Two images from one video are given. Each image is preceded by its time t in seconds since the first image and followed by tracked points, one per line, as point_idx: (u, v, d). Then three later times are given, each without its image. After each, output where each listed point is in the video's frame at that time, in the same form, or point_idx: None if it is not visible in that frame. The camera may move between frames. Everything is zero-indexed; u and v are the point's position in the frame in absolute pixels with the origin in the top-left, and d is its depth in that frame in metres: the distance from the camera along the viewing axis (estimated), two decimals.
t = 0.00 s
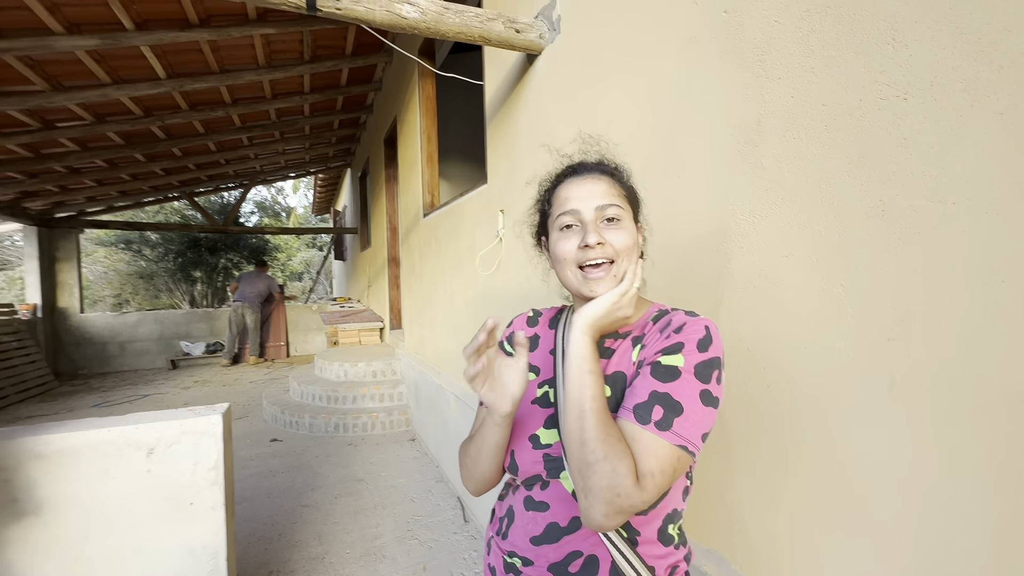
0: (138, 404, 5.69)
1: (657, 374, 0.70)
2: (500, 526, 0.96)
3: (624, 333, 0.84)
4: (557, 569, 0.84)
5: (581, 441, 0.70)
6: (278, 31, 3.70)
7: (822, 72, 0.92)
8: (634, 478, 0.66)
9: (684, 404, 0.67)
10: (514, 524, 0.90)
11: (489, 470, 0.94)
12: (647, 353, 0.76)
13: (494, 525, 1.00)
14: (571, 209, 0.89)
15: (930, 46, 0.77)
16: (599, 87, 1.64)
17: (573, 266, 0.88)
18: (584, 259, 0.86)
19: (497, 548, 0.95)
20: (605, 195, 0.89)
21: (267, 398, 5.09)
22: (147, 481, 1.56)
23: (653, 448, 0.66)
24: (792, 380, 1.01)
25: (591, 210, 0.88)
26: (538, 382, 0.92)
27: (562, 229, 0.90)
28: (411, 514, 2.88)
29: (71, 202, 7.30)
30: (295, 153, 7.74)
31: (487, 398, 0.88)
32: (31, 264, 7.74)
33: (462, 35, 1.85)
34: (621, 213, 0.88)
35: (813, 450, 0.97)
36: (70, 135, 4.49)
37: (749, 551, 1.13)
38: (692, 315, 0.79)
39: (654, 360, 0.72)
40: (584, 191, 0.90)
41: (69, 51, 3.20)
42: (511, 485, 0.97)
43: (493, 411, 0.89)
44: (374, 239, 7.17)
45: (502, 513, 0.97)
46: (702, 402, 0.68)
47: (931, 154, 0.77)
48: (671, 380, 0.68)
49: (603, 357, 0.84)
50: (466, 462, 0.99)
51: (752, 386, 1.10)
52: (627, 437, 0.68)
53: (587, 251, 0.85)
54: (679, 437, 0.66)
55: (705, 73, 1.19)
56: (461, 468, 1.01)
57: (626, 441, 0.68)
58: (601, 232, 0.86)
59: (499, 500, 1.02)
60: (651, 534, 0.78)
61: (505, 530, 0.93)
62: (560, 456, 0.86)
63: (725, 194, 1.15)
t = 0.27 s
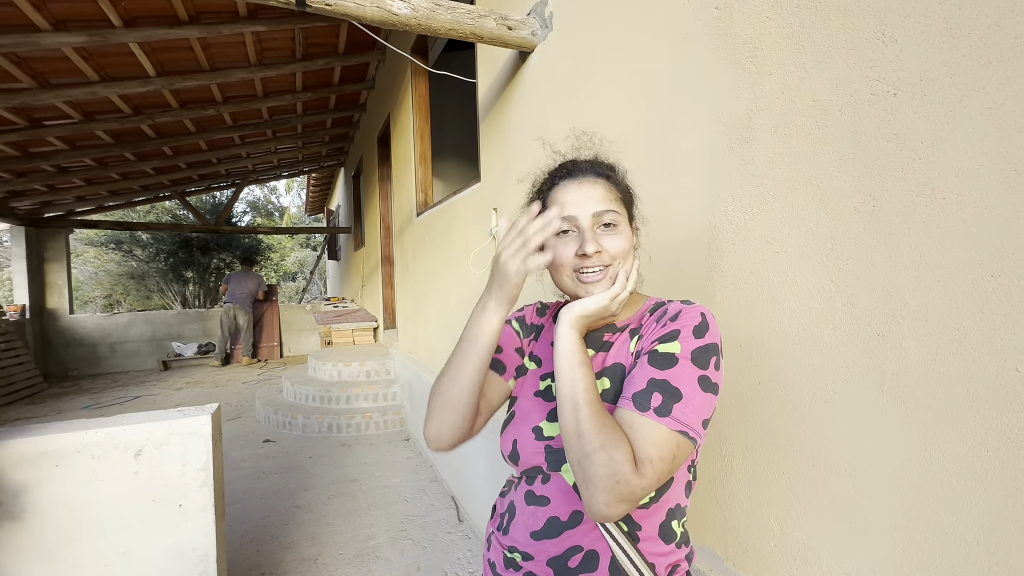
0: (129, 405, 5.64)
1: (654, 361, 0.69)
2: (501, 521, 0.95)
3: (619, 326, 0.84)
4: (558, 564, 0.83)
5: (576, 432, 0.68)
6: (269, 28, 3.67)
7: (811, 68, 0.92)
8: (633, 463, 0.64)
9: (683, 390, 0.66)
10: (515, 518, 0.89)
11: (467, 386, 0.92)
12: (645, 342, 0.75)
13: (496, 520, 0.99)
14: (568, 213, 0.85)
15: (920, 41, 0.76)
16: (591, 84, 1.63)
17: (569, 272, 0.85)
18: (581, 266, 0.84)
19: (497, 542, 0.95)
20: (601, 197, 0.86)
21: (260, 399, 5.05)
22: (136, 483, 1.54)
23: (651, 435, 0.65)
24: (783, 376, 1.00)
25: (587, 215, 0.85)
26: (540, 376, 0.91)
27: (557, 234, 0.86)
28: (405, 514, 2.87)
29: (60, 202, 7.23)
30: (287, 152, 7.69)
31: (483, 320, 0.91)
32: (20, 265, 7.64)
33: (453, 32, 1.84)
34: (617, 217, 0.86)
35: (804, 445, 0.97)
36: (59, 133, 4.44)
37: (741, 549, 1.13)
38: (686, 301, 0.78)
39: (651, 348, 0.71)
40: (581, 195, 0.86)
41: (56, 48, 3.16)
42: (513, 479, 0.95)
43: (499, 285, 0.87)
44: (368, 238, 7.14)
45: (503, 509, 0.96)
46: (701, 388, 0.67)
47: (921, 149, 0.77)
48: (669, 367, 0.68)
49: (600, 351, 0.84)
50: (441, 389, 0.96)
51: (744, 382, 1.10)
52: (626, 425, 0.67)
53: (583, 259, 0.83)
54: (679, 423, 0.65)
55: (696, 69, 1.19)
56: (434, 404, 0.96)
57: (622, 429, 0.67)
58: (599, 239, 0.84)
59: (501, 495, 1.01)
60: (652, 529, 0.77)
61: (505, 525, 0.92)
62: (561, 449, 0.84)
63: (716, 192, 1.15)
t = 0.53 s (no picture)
0: (125, 407, 5.62)
1: (655, 362, 0.69)
2: (503, 517, 0.95)
3: (623, 326, 0.84)
4: (558, 561, 0.83)
5: (579, 433, 0.68)
6: (264, 28, 3.66)
7: (805, 68, 0.93)
8: (634, 464, 0.65)
9: (684, 391, 0.66)
10: (517, 515, 0.89)
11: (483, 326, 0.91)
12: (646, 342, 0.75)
13: (498, 516, 0.99)
14: (570, 219, 0.85)
15: (911, 41, 0.77)
16: (587, 84, 1.63)
17: (574, 278, 0.85)
18: (586, 272, 0.84)
19: (499, 539, 0.95)
20: (601, 201, 0.85)
21: (256, 400, 5.04)
22: (131, 484, 1.54)
23: (652, 436, 0.65)
24: (779, 374, 1.01)
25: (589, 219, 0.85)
26: (544, 370, 0.92)
27: (561, 241, 0.86)
28: (403, 514, 2.87)
29: (55, 203, 7.19)
30: (283, 152, 7.67)
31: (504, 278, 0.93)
32: (14, 266, 7.60)
33: (449, 32, 1.84)
34: (618, 221, 0.86)
35: (800, 443, 0.97)
36: (52, 134, 4.41)
37: (737, 547, 1.13)
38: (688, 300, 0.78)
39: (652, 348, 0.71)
40: (580, 199, 0.85)
41: (50, 48, 3.14)
42: (517, 475, 0.95)
43: (526, 235, 0.88)
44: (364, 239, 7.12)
45: (506, 505, 0.96)
46: (702, 388, 0.67)
47: (913, 148, 0.77)
48: (669, 368, 0.68)
49: (603, 351, 0.84)
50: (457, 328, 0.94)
51: (740, 380, 1.10)
52: (628, 426, 0.67)
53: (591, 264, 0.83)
54: (680, 424, 0.65)
55: (690, 68, 1.19)
56: (444, 350, 0.94)
57: (624, 429, 0.67)
58: (602, 243, 0.83)
59: (504, 491, 1.01)
60: (653, 528, 0.77)
61: (508, 521, 0.92)
62: (564, 447, 0.84)
63: (711, 191, 1.15)
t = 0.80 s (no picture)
0: (122, 409, 5.61)
1: (655, 362, 0.69)
2: (505, 516, 0.95)
3: (623, 325, 0.85)
4: (559, 560, 0.83)
5: (577, 432, 0.69)
6: (260, 28, 3.65)
7: (802, 66, 0.93)
8: (631, 463, 0.65)
9: (683, 391, 0.66)
10: (519, 513, 0.89)
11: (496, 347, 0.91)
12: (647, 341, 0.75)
13: (501, 513, 0.99)
14: (569, 208, 0.86)
15: (907, 39, 0.77)
16: (584, 83, 1.63)
17: (572, 267, 0.85)
18: (583, 261, 0.83)
19: (501, 536, 0.95)
20: (602, 192, 0.86)
21: (254, 401, 5.03)
22: (130, 486, 1.53)
23: (650, 436, 0.65)
24: (777, 372, 1.01)
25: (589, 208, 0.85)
26: (545, 370, 0.92)
27: (560, 230, 0.86)
28: (402, 514, 2.87)
29: (50, 204, 7.16)
30: (280, 153, 7.65)
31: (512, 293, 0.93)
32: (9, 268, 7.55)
33: (446, 31, 1.84)
34: (619, 212, 0.86)
35: (798, 440, 0.98)
36: (47, 135, 4.39)
37: (738, 545, 1.13)
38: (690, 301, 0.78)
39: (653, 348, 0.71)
40: (582, 190, 0.86)
41: (44, 48, 3.12)
42: (518, 474, 0.96)
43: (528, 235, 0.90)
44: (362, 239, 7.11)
45: (508, 503, 0.96)
46: (701, 389, 0.68)
47: (909, 146, 0.78)
48: (669, 368, 0.68)
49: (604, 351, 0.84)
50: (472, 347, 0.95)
51: (738, 378, 1.11)
52: (626, 426, 0.67)
53: (587, 254, 0.83)
54: (679, 425, 0.65)
55: (688, 67, 1.20)
56: (459, 370, 0.95)
57: (622, 429, 0.67)
58: (601, 232, 0.83)
59: (507, 489, 1.01)
60: (654, 527, 0.78)
61: (510, 519, 0.92)
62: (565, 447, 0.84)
63: (708, 190, 1.15)
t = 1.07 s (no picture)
0: (120, 411, 5.59)
1: (646, 362, 0.69)
2: (505, 517, 0.96)
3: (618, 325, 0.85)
4: (559, 562, 0.83)
5: (569, 433, 0.70)
6: (256, 28, 3.64)
7: (799, 64, 0.93)
8: (621, 465, 0.66)
9: (674, 391, 0.66)
10: (519, 515, 0.90)
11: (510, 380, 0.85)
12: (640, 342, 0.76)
13: (501, 515, 0.99)
14: (590, 205, 0.83)
15: (904, 37, 0.77)
16: (582, 82, 1.63)
17: (578, 265, 0.84)
18: (591, 263, 0.82)
19: (502, 539, 0.95)
20: (626, 196, 0.83)
21: (253, 402, 5.02)
22: (128, 488, 1.53)
23: (641, 437, 0.65)
24: (776, 370, 1.01)
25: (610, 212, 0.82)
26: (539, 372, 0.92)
27: (576, 224, 0.84)
28: (402, 514, 2.87)
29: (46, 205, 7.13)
30: (277, 153, 7.64)
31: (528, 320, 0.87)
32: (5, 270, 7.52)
33: (443, 31, 1.83)
34: (636, 220, 0.84)
35: (797, 437, 0.98)
36: (43, 136, 4.38)
37: (738, 543, 1.13)
38: (684, 300, 0.78)
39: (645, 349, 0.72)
40: (608, 189, 0.83)
41: (39, 49, 3.11)
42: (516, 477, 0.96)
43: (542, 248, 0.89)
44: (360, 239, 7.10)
45: (508, 505, 0.97)
46: (694, 389, 0.67)
47: (906, 143, 0.78)
48: (661, 368, 0.68)
49: (597, 351, 0.84)
50: (485, 378, 0.89)
51: (736, 376, 1.11)
52: (618, 427, 0.68)
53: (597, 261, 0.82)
54: (670, 425, 0.65)
55: (685, 65, 1.20)
56: (470, 403, 0.89)
57: (613, 430, 0.68)
58: (616, 239, 0.82)
59: (506, 491, 1.02)
60: (652, 526, 0.78)
61: (510, 522, 0.92)
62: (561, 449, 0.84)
63: (706, 188, 1.15)
